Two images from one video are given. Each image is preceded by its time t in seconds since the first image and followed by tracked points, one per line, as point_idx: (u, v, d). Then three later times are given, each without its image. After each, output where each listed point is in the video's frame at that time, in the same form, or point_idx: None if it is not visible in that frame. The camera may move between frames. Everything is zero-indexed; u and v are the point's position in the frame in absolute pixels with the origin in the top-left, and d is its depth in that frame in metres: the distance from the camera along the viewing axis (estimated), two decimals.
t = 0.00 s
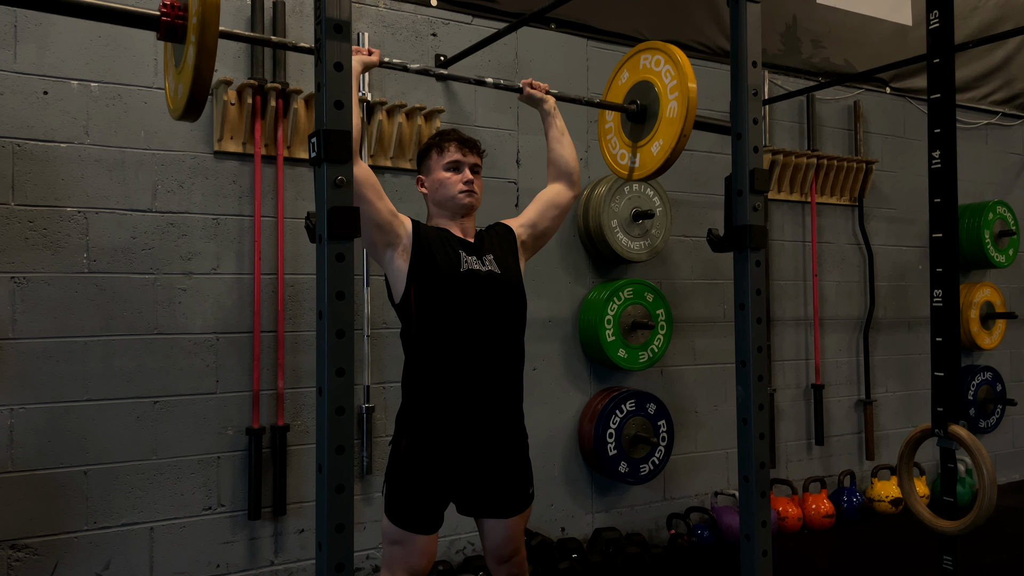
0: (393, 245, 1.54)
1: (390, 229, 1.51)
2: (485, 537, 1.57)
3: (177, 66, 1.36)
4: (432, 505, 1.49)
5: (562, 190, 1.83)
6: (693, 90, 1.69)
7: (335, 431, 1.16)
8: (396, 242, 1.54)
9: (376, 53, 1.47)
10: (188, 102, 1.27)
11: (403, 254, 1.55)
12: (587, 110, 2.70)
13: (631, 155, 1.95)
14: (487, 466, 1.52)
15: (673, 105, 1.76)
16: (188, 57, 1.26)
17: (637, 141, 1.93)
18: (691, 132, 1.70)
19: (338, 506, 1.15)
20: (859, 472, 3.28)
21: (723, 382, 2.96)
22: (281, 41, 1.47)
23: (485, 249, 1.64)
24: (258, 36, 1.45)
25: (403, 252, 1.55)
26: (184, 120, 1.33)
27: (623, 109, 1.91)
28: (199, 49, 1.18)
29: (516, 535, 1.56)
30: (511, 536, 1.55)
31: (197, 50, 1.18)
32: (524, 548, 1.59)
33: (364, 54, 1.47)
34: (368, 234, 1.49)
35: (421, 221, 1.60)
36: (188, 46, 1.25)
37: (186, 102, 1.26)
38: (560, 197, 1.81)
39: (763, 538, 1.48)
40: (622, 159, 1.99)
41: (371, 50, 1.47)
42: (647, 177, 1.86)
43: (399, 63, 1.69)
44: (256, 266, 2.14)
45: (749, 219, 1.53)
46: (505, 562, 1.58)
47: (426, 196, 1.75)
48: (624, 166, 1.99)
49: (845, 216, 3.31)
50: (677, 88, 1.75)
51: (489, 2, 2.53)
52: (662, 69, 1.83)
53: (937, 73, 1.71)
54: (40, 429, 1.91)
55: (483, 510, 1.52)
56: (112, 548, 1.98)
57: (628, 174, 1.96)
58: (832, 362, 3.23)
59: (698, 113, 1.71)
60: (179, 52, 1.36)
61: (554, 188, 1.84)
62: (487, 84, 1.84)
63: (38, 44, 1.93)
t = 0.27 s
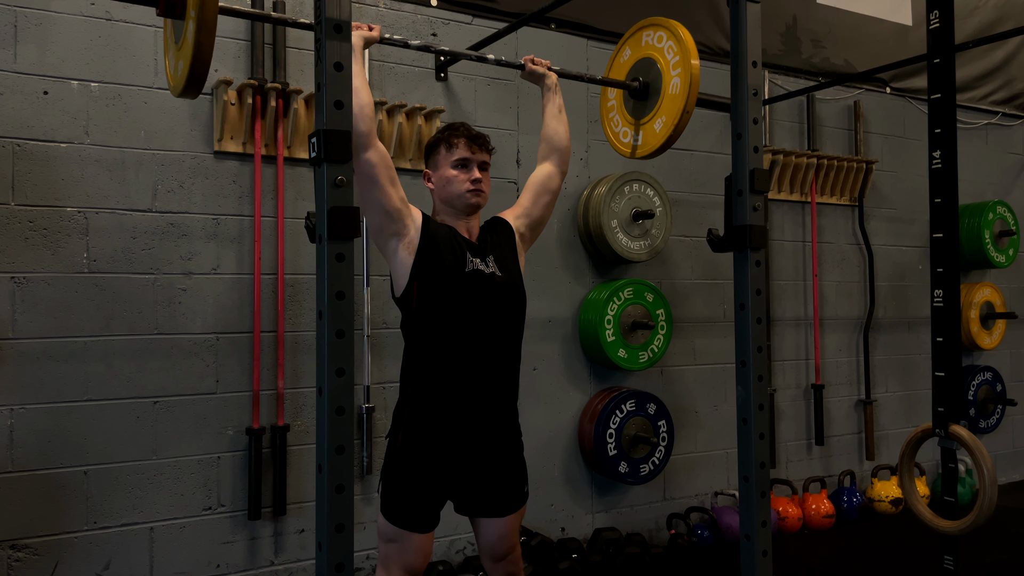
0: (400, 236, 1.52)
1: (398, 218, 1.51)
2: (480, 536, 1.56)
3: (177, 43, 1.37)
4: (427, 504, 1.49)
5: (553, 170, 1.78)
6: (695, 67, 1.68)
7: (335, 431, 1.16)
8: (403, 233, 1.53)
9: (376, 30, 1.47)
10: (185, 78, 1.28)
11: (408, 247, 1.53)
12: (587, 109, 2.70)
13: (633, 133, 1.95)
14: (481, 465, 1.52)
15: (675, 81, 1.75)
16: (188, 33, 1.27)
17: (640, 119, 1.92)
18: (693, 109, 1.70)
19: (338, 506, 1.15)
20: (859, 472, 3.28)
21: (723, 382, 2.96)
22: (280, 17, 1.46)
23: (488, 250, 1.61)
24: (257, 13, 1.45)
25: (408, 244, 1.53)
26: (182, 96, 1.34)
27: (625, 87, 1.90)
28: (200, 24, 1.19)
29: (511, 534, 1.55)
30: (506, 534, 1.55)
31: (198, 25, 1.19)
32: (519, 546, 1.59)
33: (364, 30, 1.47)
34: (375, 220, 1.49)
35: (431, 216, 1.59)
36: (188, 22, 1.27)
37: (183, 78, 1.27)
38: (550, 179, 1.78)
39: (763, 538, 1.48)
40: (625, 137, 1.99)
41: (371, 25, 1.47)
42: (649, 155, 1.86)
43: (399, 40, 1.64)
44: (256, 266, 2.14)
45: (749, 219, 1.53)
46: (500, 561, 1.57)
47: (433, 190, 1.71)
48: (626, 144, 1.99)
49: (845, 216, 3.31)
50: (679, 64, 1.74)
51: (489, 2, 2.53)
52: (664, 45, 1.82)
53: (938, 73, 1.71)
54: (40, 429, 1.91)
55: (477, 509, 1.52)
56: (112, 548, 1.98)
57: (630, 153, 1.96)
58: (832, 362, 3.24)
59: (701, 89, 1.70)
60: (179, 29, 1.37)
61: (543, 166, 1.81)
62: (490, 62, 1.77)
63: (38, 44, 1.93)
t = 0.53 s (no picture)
0: (401, 235, 1.52)
1: (400, 217, 1.50)
2: (479, 537, 1.56)
3: (180, 43, 1.37)
4: (426, 504, 1.49)
5: (551, 162, 1.78)
6: (700, 55, 1.68)
7: (335, 430, 1.16)
8: (404, 232, 1.53)
9: (379, 25, 1.46)
10: (190, 79, 1.28)
11: (410, 246, 1.53)
12: (586, 109, 2.70)
13: (637, 122, 1.95)
14: (480, 465, 1.52)
15: (680, 70, 1.75)
16: (193, 34, 1.27)
17: (644, 108, 1.92)
18: (698, 97, 1.69)
19: (338, 506, 1.15)
20: (859, 472, 3.28)
21: (723, 382, 2.96)
22: (283, 15, 1.45)
23: (490, 250, 1.61)
24: (259, 11, 1.44)
25: (409, 244, 1.53)
26: (187, 98, 1.34)
27: (629, 77, 1.90)
28: (203, 26, 1.20)
29: (510, 534, 1.55)
30: (505, 536, 1.55)
31: (202, 27, 1.19)
32: (519, 547, 1.59)
33: (366, 26, 1.46)
34: (378, 218, 1.49)
35: (434, 215, 1.59)
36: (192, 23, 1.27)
37: (189, 80, 1.28)
38: (549, 172, 1.77)
39: (763, 538, 1.48)
40: (629, 127, 1.99)
41: (374, 21, 1.47)
42: (655, 144, 1.86)
43: (403, 35, 1.64)
44: (255, 266, 2.14)
45: (749, 219, 1.53)
46: (500, 562, 1.57)
47: (436, 189, 1.71)
48: (631, 133, 1.99)
49: (845, 216, 3.31)
50: (683, 53, 1.74)
51: (489, 2, 2.53)
52: (668, 33, 1.82)
53: (938, 73, 1.71)
54: (40, 429, 1.91)
55: (477, 510, 1.52)
56: (112, 548, 1.98)
57: (635, 142, 1.96)
58: (832, 362, 3.23)
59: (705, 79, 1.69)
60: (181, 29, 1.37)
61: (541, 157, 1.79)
62: (493, 55, 1.76)
63: (38, 44, 1.93)
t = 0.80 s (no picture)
0: (401, 234, 1.52)
1: (400, 216, 1.50)
2: (478, 537, 1.56)
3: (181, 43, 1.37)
4: (426, 504, 1.49)
5: (551, 162, 1.78)
6: (703, 52, 1.68)
7: (335, 430, 1.16)
8: (405, 231, 1.53)
9: (381, 24, 1.47)
10: (192, 79, 1.28)
11: (410, 246, 1.53)
12: (586, 109, 2.70)
13: (640, 120, 1.95)
14: (480, 465, 1.52)
15: (683, 68, 1.75)
16: (194, 34, 1.27)
17: (647, 106, 1.92)
18: (702, 95, 1.69)
19: (338, 506, 1.15)
20: (859, 472, 3.28)
21: (723, 382, 2.96)
22: (284, 15, 1.46)
23: (491, 249, 1.61)
24: (260, 11, 1.45)
25: (410, 244, 1.53)
26: (189, 98, 1.34)
27: (632, 74, 1.91)
28: (203, 26, 1.20)
29: (509, 534, 1.56)
30: (504, 536, 1.55)
31: (202, 27, 1.19)
32: (518, 546, 1.59)
33: (368, 25, 1.47)
34: (378, 218, 1.48)
35: (434, 215, 1.59)
36: (192, 23, 1.27)
37: (191, 80, 1.28)
38: (550, 171, 1.77)
39: (763, 538, 1.48)
40: (632, 124, 1.99)
41: (375, 20, 1.47)
42: (658, 142, 1.86)
43: (404, 34, 1.63)
44: (256, 266, 2.14)
45: (749, 219, 1.53)
46: (499, 562, 1.57)
47: (436, 188, 1.71)
48: (633, 132, 1.99)
49: (845, 216, 3.31)
50: (686, 51, 1.73)
51: (489, 2, 2.53)
52: (671, 31, 1.81)
53: (938, 73, 1.71)
54: (40, 429, 1.91)
55: (477, 511, 1.52)
56: (112, 548, 1.98)
57: (637, 140, 1.96)
58: (832, 362, 3.24)
59: (708, 76, 1.70)
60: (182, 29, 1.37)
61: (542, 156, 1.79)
62: (495, 53, 1.76)
63: (38, 44, 1.93)
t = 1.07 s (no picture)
0: (401, 234, 1.52)
1: (399, 217, 1.50)
2: (476, 537, 1.56)
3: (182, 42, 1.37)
4: (420, 504, 1.49)
5: (554, 164, 1.78)
6: (706, 56, 1.68)
7: (335, 430, 1.16)
8: (404, 232, 1.53)
9: (381, 24, 1.47)
10: (191, 79, 1.28)
11: (409, 246, 1.53)
12: (587, 109, 2.70)
13: (644, 123, 1.95)
14: (476, 465, 1.52)
15: (686, 71, 1.75)
16: (194, 33, 1.27)
17: (650, 109, 1.92)
18: (704, 99, 1.69)
19: (339, 506, 1.15)
20: (859, 472, 3.28)
21: (723, 382, 2.96)
22: (285, 15, 1.46)
23: (490, 250, 1.61)
24: (260, 11, 1.45)
25: (409, 244, 1.53)
26: (189, 97, 1.35)
27: (635, 77, 1.91)
28: (203, 26, 1.20)
29: (507, 534, 1.56)
30: (502, 536, 1.55)
31: (202, 27, 1.20)
32: (515, 546, 1.59)
33: (369, 26, 1.47)
34: (377, 219, 1.49)
35: (434, 214, 1.58)
36: (192, 23, 1.27)
37: (190, 79, 1.28)
38: (553, 173, 1.77)
39: (763, 537, 1.48)
40: (635, 127, 1.99)
41: (376, 21, 1.47)
42: (660, 146, 1.86)
43: (405, 36, 1.63)
44: (256, 266, 2.14)
45: (749, 219, 1.53)
46: (497, 562, 1.57)
47: (436, 187, 1.71)
48: (636, 134, 1.99)
49: (845, 216, 3.31)
50: (689, 54, 1.73)
51: (489, 2, 2.53)
52: (674, 34, 1.81)
53: (938, 73, 1.71)
54: (40, 429, 1.91)
55: (472, 510, 1.52)
56: (112, 548, 1.98)
57: (640, 143, 1.95)
58: (832, 362, 3.24)
59: (711, 80, 1.70)
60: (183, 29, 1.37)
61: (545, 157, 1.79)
62: (496, 55, 1.76)
63: (38, 44, 1.93)
